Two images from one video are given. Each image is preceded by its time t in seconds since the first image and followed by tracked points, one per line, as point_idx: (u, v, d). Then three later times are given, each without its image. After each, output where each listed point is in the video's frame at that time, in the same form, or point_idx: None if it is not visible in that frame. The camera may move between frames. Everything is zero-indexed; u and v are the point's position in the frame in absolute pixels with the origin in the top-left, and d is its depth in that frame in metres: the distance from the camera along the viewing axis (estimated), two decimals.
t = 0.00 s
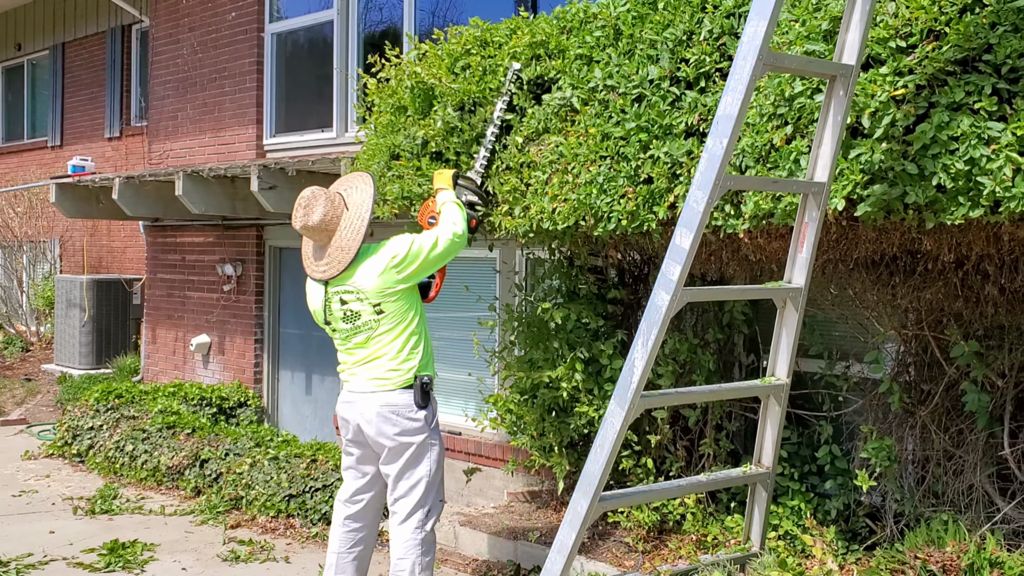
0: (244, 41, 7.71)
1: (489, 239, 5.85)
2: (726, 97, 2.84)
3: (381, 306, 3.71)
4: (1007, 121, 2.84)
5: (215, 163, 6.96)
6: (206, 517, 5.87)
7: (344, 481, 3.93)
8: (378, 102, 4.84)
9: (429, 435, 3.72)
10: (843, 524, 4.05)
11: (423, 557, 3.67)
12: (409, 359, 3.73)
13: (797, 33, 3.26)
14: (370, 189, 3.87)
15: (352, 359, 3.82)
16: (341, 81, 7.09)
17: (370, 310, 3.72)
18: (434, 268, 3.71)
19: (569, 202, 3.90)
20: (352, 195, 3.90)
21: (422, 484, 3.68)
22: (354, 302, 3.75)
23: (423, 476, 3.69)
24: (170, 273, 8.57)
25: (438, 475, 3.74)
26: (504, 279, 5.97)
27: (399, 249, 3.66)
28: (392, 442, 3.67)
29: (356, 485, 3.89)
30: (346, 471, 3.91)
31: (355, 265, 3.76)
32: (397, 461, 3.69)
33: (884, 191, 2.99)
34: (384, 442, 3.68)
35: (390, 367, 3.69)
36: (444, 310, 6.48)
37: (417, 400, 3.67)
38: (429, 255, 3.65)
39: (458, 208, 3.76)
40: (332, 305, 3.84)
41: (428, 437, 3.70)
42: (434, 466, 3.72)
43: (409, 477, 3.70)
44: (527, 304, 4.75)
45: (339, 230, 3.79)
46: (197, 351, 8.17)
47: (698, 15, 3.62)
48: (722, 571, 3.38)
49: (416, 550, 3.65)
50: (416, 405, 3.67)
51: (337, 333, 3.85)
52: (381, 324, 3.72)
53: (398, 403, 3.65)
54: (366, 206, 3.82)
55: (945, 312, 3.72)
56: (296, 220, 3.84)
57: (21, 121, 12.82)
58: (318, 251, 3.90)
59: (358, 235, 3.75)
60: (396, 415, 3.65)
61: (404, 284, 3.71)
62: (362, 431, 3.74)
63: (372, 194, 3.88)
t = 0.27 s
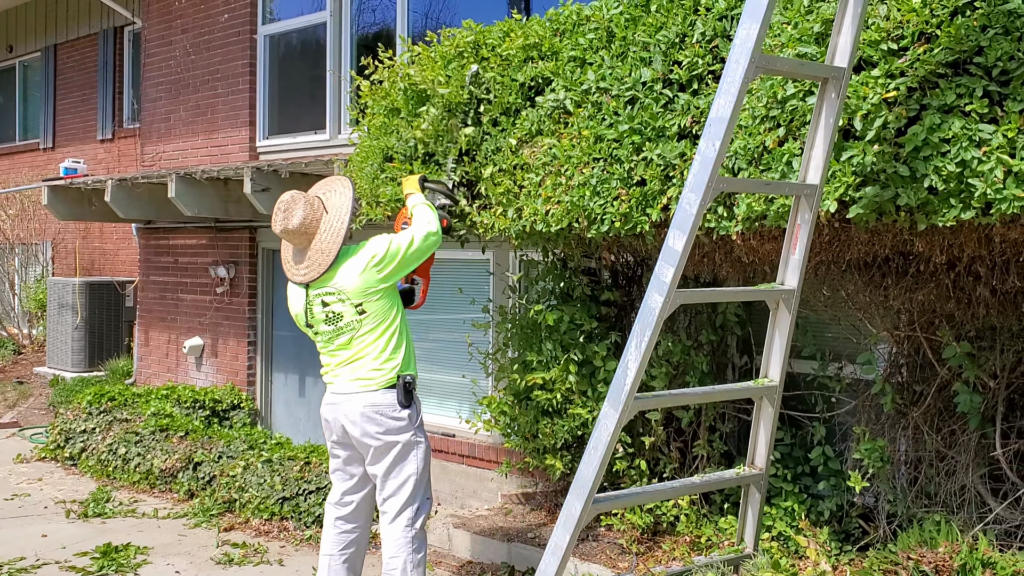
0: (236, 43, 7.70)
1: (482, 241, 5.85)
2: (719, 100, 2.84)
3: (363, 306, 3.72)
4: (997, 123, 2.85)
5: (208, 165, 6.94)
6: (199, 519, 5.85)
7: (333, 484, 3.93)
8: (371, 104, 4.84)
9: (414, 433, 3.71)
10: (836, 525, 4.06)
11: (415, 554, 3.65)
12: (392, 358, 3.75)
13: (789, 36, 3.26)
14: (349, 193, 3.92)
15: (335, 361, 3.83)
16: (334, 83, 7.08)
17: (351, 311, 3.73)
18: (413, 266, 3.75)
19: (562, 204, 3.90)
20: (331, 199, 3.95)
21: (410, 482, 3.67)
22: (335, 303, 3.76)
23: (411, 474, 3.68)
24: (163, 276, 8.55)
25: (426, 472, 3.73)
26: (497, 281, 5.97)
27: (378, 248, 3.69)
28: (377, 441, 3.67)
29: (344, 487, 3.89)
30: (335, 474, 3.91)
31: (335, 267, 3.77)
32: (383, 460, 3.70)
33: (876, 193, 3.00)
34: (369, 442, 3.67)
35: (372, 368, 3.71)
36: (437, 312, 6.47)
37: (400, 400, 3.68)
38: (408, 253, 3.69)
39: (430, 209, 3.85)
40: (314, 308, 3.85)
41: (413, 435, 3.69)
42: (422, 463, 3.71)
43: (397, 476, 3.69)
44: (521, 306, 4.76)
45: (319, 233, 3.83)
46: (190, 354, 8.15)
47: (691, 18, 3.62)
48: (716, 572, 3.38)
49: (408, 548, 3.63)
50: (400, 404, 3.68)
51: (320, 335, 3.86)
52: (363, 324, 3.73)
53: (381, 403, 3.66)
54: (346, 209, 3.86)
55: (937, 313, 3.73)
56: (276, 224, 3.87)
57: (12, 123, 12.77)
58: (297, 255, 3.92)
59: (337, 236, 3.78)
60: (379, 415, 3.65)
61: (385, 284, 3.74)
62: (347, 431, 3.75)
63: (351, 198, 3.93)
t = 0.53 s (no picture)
0: (231, 47, 7.70)
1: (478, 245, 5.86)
2: (713, 104, 2.85)
3: (347, 307, 3.74)
4: (990, 127, 2.86)
5: (202, 170, 6.93)
6: (194, 524, 5.84)
7: (325, 487, 3.94)
8: (366, 108, 4.85)
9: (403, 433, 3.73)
10: (831, 528, 4.07)
11: (410, 553, 3.67)
12: (378, 358, 3.75)
13: (783, 40, 3.28)
14: (331, 199, 3.92)
15: (322, 364, 3.84)
16: (329, 88, 7.08)
17: (336, 314, 3.74)
18: (395, 267, 3.75)
19: (558, 208, 3.91)
20: (314, 206, 3.96)
21: (402, 482, 3.68)
22: (321, 307, 3.77)
23: (403, 474, 3.69)
24: (158, 280, 8.53)
25: (418, 472, 3.75)
26: (493, 285, 5.98)
27: (359, 251, 3.70)
28: (366, 442, 3.69)
29: (336, 490, 3.89)
30: (327, 477, 3.92)
31: (319, 272, 3.79)
32: (373, 461, 3.71)
33: (870, 197, 3.02)
34: (360, 444, 3.69)
35: (359, 369, 3.72)
36: (432, 316, 6.47)
37: (387, 400, 3.69)
38: (389, 254, 3.69)
39: (412, 215, 3.82)
40: (299, 313, 3.86)
41: (402, 436, 3.71)
42: (413, 463, 3.72)
43: (389, 477, 3.70)
44: (516, 310, 4.76)
45: (302, 240, 3.84)
46: (185, 358, 8.13)
47: (685, 22, 3.64)
48: None
49: (403, 547, 3.65)
50: (387, 405, 3.69)
51: (307, 340, 3.87)
52: (348, 326, 3.74)
53: (369, 404, 3.67)
54: (328, 215, 3.87)
55: (931, 316, 3.74)
56: (260, 231, 3.89)
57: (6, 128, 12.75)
58: (283, 262, 3.95)
59: (320, 242, 3.79)
60: (367, 416, 3.67)
61: (367, 286, 3.74)
62: (337, 434, 3.76)
63: (333, 204, 3.92)
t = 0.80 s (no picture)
0: (228, 51, 7.70)
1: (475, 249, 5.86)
2: (711, 109, 2.86)
3: (340, 309, 3.75)
4: (987, 132, 2.88)
5: (200, 174, 6.93)
6: (192, 528, 5.83)
7: (321, 489, 3.94)
8: (363, 113, 4.85)
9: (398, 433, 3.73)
10: (829, 531, 4.07)
11: (407, 554, 3.68)
12: (372, 359, 3.77)
13: (780, 45, 3.29)
14: (321, 204, 3.90)
15: (317, 367, 3.84)
16: (327, 92, 7.09)
17: (329, 316, 3.76)
18: (385, 268, 3.79)
19: (555, 211, 3.92)
20: (304, 211, 3.95)
21: (397, 483, 3.69)
22: (313, 310, 3.78)
23: (398, 475, 3.69)
24: (155, 284, 8.53)
25: (413, 472, 3.75)
26: (490, 288, 5.98)
27: (349, 253, 3.73)
28: (361, 444, 3.69)
29: (332, 491, 3.90)
30: (323, 479, 3.93)
31: (311, 275, 3.80)
32: (368, 462, 3.71)
33: (867, 202, 3.03)
34: (354, 446, 3.70)
35: (353, 370, 3.73)
36: (430, 320, 6.48)
37: (381, 402, 3.68)
38: (379, 255, 3.73)
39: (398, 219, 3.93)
40: (292, 317, 3.87)
41: (396, 437, 3.71)
42: (408, 463, 3.73)
43: (384, 478, 3.71)
44: (514, 313, 4.77)
45: (292, 245, 3.85)
46: (182, 362, 8.13)
47: (682, 27, 3.65)
48: None
49: (400, 548, 3.66)
50: (381, 406, 3.69)
51: (301, 344, 3.87)
52: (341, 327, 3.76)
53: (363, 405, 3.68)
54: (317, 220, 3.86)
55: (929, 319, 3.75)
56: (251, 237, 3.91)
57: (3, 131, 12.74)
58: (274, 267, 3.95)
59: (309, 247, 3.80)
60: (361, 417, 3.67)
61: (358, 287, 3.77)
62: (331, 435, 3.75)
63: (323, 209, 3.91)
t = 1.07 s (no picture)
0: (230, 54, 7.71)
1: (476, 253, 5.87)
2: (712, 113, 2.86)
3: (340, 311, 3.76)
4: (988, 136, 2.88)
5: (201, 177, 6.94)
6: (192, 532, 5.83)
7: (321, 492, 3.94)
8: (365, 116, 4.87)
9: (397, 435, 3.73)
10: (830, 535, 4.07)
11: (405, 556, 3.67)
12: (372, 361, 3.78)
13: (781, 49, 3.30)
14: (322, 208, 3.91)
15: (316, 370, 3.84)
16: (328, 95, 7.10)
17: (329, 318, 3.77)
18: (383, 271, 3.83)
19: (556, 215, 3.92)
20: (305, 215, 3.95)
21: (395, 485, 3.68)
22: (313, 312, 3.79)
23: (397, 477, 3.69)
24: (156, 287, 8.53)
25: (413, 475, 3.75)
26: (491, 292, 5.98)
27: (349, 255, 3.75)
28: (360, 446, 3.69)
29: (331, 494, 3.90)
30: (323, 482, 3.93)
31: (310, 278, 3.81)
32: (368, 465, 3.71)
33: (868, 206, 3.03)
34: (354, 448, 3.70)
35: (353, 373, 3.73)
36: (431, 324, 6.47)
37: (381, 404, 3.69)
38: (378, 258, 3.77)
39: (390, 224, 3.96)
40: (291, 320, 3.87)
41: (395, 439, 3.71)
42: (407, 466, 3.73)
43: (382, 481, 3.70)
44: (514, 317, 4.77)
45: (292, 248, 3.85)
46: (183, 365, 8.13)
47: (684, 31, 3.66)
48: None
49: (399, 549, 3.65)
50: (380, 408, 3.69)
51: (300, 346, 3.87)
52: (341, 329, 3.76)
53: (363, 408, 3.68)
54: (318, 224, 3.86)
55: (930, 323, 3.76)
56: (251, 238, 3.90)
57: (5, 135, 12.77)
58: (273, 269, 3.95)
59: (309, 250, 3.81)
60: (361, 419, 3.67)
61: (357, 289, 3.79)
62: (330, 438, 3.75)
63: (324, 213, 3.91)
